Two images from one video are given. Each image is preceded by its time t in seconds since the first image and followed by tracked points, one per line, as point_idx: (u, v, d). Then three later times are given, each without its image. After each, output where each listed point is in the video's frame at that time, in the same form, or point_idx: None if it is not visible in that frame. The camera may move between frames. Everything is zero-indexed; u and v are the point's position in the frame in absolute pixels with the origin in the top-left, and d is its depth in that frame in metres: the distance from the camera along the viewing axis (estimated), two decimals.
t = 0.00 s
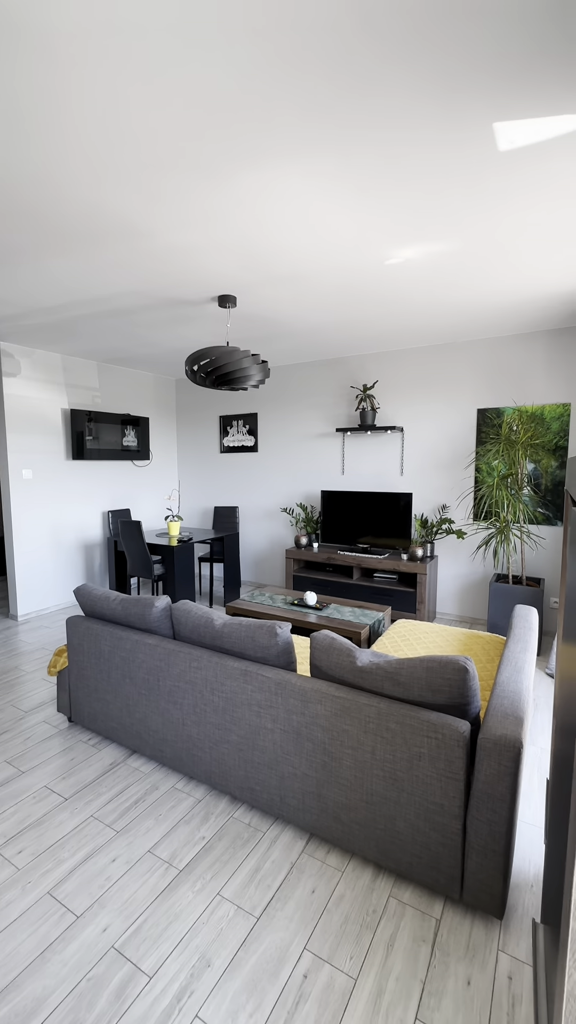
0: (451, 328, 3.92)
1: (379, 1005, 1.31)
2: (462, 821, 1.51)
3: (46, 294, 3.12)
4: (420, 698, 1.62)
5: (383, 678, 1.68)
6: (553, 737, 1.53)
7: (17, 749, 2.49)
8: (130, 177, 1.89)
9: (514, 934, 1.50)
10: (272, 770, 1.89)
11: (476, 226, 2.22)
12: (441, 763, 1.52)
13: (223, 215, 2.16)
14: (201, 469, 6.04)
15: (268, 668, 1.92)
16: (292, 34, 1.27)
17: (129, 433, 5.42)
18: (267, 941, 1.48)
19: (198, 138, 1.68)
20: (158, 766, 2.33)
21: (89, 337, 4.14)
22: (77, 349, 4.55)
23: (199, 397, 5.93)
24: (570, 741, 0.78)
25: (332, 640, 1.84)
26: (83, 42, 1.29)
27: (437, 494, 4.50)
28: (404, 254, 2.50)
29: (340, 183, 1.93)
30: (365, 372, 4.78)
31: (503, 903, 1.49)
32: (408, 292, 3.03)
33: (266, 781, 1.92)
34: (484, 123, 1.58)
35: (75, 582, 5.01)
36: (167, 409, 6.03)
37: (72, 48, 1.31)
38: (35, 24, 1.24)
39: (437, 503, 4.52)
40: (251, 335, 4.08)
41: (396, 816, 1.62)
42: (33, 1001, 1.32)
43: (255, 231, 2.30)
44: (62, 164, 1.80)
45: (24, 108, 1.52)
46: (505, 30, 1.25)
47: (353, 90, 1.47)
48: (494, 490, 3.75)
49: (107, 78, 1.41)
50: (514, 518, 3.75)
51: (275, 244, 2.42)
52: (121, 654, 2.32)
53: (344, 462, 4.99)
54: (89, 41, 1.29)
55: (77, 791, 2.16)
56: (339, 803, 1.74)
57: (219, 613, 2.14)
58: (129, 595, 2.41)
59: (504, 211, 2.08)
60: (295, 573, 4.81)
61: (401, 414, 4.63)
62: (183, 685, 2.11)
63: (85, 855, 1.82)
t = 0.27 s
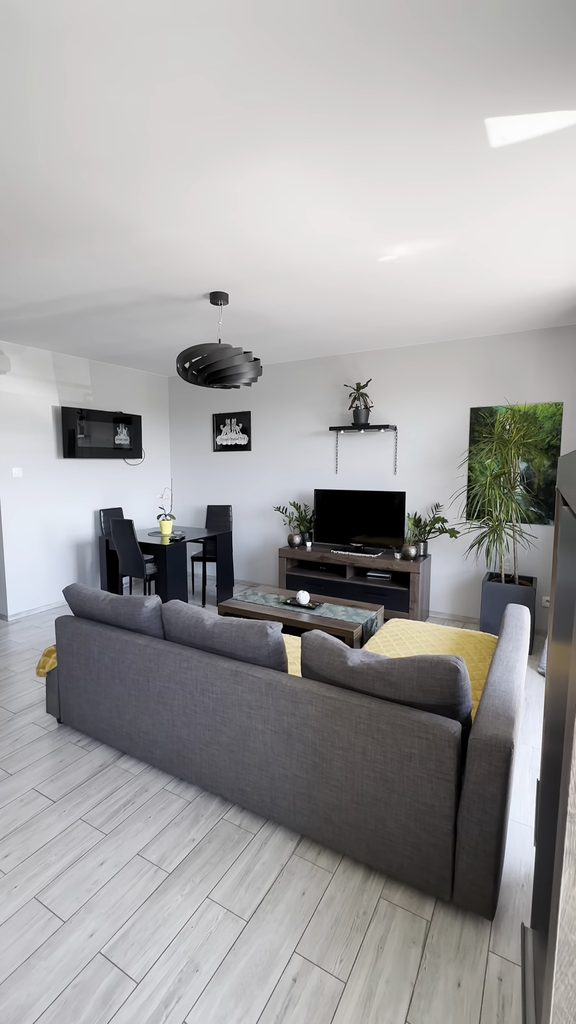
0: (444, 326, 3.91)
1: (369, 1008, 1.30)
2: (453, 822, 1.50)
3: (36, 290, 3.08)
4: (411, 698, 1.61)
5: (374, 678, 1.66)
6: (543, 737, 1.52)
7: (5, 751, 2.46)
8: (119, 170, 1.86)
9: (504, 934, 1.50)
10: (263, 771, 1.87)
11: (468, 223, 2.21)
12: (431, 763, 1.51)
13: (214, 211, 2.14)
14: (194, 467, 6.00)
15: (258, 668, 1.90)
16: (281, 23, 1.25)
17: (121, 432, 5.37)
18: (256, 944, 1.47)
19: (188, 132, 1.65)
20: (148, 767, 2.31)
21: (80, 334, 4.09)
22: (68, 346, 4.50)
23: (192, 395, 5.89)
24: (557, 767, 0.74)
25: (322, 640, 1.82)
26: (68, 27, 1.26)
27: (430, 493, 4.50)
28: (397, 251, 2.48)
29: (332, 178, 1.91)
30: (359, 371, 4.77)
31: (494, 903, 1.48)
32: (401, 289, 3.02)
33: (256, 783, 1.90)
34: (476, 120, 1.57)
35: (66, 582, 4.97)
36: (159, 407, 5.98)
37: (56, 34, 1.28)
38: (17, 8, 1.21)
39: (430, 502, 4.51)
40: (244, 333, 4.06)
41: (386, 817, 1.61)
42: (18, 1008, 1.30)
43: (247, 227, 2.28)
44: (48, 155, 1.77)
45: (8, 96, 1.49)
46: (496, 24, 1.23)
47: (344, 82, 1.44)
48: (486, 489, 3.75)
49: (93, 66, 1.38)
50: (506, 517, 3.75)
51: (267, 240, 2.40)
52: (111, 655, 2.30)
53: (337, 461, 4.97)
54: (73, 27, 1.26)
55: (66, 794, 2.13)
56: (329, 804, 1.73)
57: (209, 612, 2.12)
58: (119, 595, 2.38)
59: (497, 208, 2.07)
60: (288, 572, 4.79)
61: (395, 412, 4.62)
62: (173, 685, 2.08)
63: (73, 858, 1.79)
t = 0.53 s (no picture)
0: (442, 325, 3.89)
1: (362, 1016, 1.27)
2: (448, 826, 1.48)
3: (29, 287, 3.05)
4: (406, 700, 1.59)
5: (369, 680, 1.64)
6: (539, 740, 1.50)
7: None
8: (110, 163, 1.83)
9: (500, 939, 1.48)
10: (256, 774, 1.85)
11: (465, 219, 2.18)
12: (426, 766, 1.49)
13: (208, 206, 2.11)
14: (190, 467, 5.97)
15: (252, 669, 1.88)
16: (273, 11, 1.22)
17: (118, 430, 5.35)
18: (248, 951, 1.44)
19: (179, 125, 1.63)
20: (141, 769, 2.28)
21: (75, 332, 4.06)
22: (63, 344, 4.47)
23: (189, 393, 5.86)
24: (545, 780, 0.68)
25: (317, 641, 1.80)
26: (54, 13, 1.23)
27: (428, 492, 4.48)
28: (393, 248, 2.46)
29: (326, 173, 1.88)
30: (356, 369, 4.74)
31: (489, 908, 1.46)
32: (398, 287, 2.99)
33: (250, 786, 1.88)
34: (472, 113, 1.54)
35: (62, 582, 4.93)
36: (156, 405, 5.95)
37: (42, 20, 1.25)
38: None
39: (428, 502, 4.49)
40: (241, 331, 4.04)
41: (381, 821, 1.59)
42: (4, 1017, 1.27)
43: (241, 223, 2.25)
44: (37, 147, 1.74)
45: None
46: (492, 13, 1.21)
47: (338, 72, 1.42)
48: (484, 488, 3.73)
49: (81, 54, 1.36)
50: (504, 517, 3.73)
51: (262, 236, 2.38)
52: (104, 656, 2.27)
53: (334, 460, 4.95)
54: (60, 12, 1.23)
55: (57, 797, 2.10)
56: (323, 807, 1.70)
57: (203, 613, 2.10)
58: (112, 596, 2.36)
59: (494, 204, 2.05)
60: (285, 571, 4.77)
61: (393, 411, 4.60)
62: (166, 687, 2.06)
63: (63, 863, 1.77)
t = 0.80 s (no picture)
0: (443, 320, 3.84)
1: None
2: (446, 831, 1.45)
3: (22, 281, 3.00)
4: (403, 702, 1.55)
5: (365, 681, 1.60)
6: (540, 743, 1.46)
7: None
8: (101, 152, 1.78)
9: (499, 947, 1.44)
10: (251, 776, 1.81)
11: (465, 210, 2.13)
12: (424, 769, 1.45)
13: (202, 196, 2.07)
14: (189, 464, 5.93)
15: (247, 669, 1.84)
16: None
17: (115, 427, 5.31)
18: (241, 958, 1.41)
19: (170, 111, 1.58)
20: (135, 771, 2.25)
21: (71, 327, 4.01)
22: (59, 339, 4.42)
23: (188, 390, 5.82)
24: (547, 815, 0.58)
25: (313, 641, 1.76)
26: None
27: (428, 490, 4.43)
28: (391, 240, 2.41)
29: (322, 162, 1.84)
30: (356, 365, 4.69)
31: (488, 915, 1.42)
32: (397, 281, 2.94)
33: (244, 788, 1.84)
34: (471, 99, 1.50)
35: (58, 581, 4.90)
36: (154, 402, 5.91)
37: None
38: None
39: (428, 499, 4.45)
40: (239, 326, 3.99)
41: (377, 825, 1.55)
42: None
43: (236, 214, 2.20)
44: (25, 134, 1.69)
45: None
46: None
47: (332, 55, 1.37)
48: (485, 485, 3.69)
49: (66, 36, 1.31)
50: (504, 514, 3.68)
51: (258, 228, 2.33)
52: (97, 656, 2.23)
53: (333, 457, 4.90)
54: None
55: (49, 799, 2.07)
56: (319, 810, 1.67)
57: (197, 612, 2.06)
58: (106, 594, 2.32)
59: (494, 194, 2.00)
60: (284, 569, 4.73)
61: (392, 408, 4.55)
62: (160, 687, 2.02)
63: (54, 867, 1.73)
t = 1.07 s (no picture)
0: (436, 313, 3.79)
1: None
2: (438, 835, 1.41)
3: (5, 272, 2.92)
4: (395, 703, 1.51)
5: (356, 681, 1.56)
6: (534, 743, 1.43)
7: None
8: (81, 136, 1.71)
9: (492, 952, 1.41)
10: (240, 779, 1.77)
11: (459, 199, 2.09)
12: (415, 772, 1.42)
13: (188, 183, 2.00)
14: (181, 460, 5.86)
15: (236, 670, 1.79)
16: None
17: (106, 423, 5.24)
18: (228, 968, 1.37)
19: (153, 93, 1.52)
20: (123, 773, 2.20)
21: (58, 321, 3.93)
22: (47, 333, 4.33)
23: (179, 385, 5.74)
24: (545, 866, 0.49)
25: (302, 641, 1.72)
26: None
27: (422, 485, 4.40)
28: (384, 231, 2.36)
29: (311, 148, 1.78)
30: (349, 360, 4.64)
31: (481, 920, 1.39)
32: (390, 273, 2.89)
33: (233, 791, 1.80)
34: (464, 80, 1.45)
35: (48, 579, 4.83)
36: (145, 397, 5.83)
37: None
38: None
39: (421, 495, 4.41)
40: (230, 319, 3.92)
41: (368, 828, 1.52)
42: None
43: (223, 203, 2.14)
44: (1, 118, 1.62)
45: None
46: None
47: (319, 35, 1.31)
48: (479, 481, 3.65)
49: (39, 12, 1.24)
50: (498, 510, 3.66)
51: (247, 217, 2.27)
52: (83, 656, 2.18)
53: (327, 453, 4.86)
54: None
55: (34, 803, 2.02)
56: (309, 814, 1.63)
57: (185, 611, 2.01)
58: (92, 594, 2.26)
59: (487, 181, 1.95)
60: (277, 566, 4.68)
61: (386, 403, 4.50)
62: (147, 688, 1.97)
63: (37, 874, 1.68)
